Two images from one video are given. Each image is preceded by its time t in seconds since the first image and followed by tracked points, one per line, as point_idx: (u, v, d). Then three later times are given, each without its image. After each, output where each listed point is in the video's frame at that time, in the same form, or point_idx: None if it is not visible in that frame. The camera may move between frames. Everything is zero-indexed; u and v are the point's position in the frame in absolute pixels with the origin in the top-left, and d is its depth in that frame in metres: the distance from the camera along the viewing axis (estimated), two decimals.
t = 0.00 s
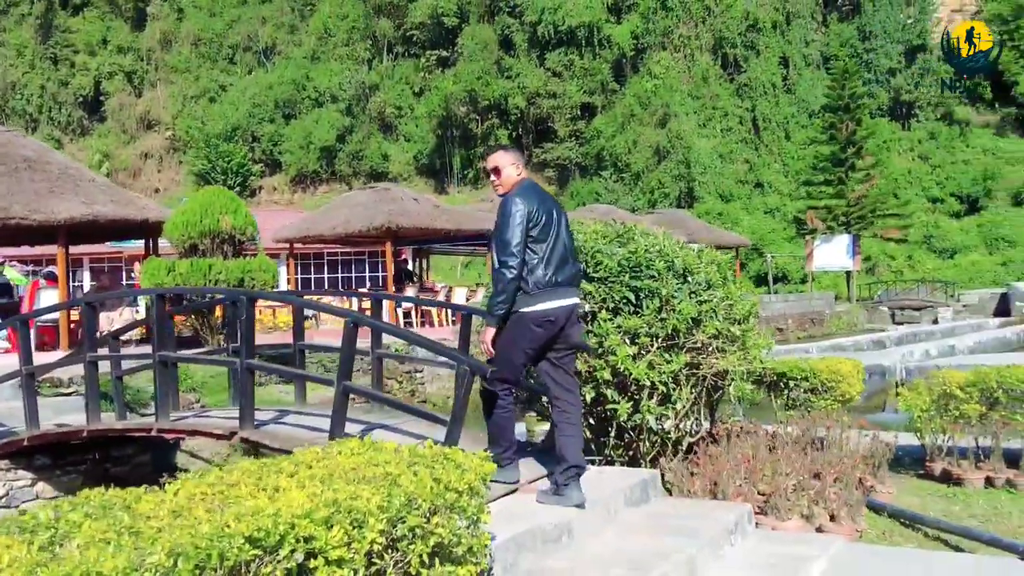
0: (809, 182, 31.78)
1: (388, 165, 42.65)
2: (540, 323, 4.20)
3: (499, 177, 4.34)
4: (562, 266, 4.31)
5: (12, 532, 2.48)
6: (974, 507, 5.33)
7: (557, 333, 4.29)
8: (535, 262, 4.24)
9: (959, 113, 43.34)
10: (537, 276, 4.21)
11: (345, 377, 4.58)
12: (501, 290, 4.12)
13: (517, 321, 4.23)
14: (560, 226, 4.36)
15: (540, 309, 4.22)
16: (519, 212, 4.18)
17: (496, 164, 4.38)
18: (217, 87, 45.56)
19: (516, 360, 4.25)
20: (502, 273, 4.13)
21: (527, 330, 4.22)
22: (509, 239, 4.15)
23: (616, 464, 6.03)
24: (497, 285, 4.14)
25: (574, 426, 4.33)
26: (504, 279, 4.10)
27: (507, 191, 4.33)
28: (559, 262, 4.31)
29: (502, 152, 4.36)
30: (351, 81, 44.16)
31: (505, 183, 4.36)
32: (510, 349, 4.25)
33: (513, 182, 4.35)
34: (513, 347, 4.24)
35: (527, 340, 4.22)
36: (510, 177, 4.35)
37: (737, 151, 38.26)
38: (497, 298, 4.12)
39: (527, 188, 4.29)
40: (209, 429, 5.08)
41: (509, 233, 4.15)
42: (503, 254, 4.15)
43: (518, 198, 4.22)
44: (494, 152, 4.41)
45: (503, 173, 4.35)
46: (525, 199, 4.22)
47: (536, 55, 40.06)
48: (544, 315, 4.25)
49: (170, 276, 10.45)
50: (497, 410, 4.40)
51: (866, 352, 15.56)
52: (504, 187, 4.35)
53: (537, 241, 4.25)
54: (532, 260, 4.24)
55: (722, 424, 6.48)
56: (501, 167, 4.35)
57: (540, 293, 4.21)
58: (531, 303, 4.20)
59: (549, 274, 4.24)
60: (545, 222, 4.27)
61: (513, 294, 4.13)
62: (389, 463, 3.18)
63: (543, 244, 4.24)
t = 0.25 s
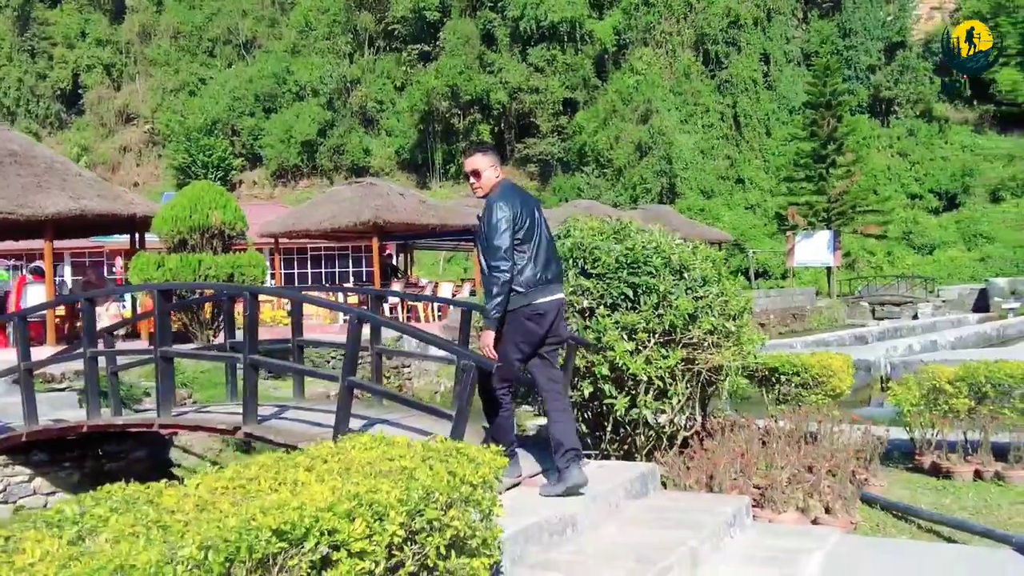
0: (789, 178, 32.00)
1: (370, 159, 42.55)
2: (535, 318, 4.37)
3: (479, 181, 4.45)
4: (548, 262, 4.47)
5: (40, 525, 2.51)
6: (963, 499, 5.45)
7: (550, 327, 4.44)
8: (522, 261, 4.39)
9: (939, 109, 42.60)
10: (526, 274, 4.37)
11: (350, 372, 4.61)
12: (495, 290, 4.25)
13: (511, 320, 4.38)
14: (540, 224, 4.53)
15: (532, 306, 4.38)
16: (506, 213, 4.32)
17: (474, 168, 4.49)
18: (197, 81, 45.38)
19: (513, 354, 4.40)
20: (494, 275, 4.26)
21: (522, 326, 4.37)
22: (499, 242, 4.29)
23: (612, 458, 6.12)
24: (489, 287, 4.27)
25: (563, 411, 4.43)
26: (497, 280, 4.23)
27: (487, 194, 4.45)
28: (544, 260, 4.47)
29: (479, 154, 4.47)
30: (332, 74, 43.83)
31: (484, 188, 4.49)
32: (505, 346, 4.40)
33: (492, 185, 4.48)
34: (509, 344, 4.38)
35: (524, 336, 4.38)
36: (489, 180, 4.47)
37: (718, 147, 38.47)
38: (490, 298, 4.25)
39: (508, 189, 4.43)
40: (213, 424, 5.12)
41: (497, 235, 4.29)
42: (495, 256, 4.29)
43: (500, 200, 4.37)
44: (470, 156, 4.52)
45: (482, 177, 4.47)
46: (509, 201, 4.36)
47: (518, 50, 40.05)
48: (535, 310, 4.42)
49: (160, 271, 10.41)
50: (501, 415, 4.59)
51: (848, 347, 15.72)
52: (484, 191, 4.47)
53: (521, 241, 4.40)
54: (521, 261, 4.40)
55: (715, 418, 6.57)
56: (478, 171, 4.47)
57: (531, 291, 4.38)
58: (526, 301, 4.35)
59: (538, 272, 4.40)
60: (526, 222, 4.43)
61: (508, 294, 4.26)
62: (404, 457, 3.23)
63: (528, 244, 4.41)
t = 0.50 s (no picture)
0: (765, 180, 32.23)
1: (346, 158, 42.39)
2: (522, 316, 4.66)
3: (465, 182, 4.66)
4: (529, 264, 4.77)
5: (62, 524, 2.57)
6: (941, 497, 5.62)
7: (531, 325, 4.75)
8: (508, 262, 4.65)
9: (911, 113, 43.95)
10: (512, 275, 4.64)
11: (347, 375, 4.69)
12: (485, 290, 4.50)
13: (498, 318, 4.64)
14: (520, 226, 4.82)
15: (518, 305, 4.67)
16: (494, 215, 4.57)
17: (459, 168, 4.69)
18: (171, 78, 45.10)
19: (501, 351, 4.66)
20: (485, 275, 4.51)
21: (510, 323, 4.64)
22: (489, 243, 4.56)
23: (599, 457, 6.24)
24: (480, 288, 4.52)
25: (534, 399, 4.80)
26: (489, 281, 4.49)
27: (472, 195, 4.67)
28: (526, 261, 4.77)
29: (464, 156, 4.67)
30: (308, 73, 43.44)
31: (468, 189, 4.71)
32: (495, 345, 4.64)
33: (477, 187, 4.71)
34: (498, 341, 4.63)
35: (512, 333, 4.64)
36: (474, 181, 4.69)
37: (693, 149, 38.75)
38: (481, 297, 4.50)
39: (493, 191, 4.67)
40: (210, 425, 5.18)
41: (487, 236, 4.55)
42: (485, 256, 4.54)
43: (487, 201, 4.61)
44: (454, 155, 4.72)
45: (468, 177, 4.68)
46: (496, 203, 4.62)
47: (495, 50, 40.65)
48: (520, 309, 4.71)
49: (144, 272, 10.40)
50: (495, 416, 4.76)
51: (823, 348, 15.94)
52: (469, 191, 4.69)
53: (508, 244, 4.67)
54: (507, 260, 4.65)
55: (700, 418, 6.71)
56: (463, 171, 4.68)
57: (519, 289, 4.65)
58: (513, 299, 4.63)
59: (523, 270, 4.68)
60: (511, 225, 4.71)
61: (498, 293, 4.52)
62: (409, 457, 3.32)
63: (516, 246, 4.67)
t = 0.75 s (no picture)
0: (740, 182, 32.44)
1: (321, 158, 42.15)
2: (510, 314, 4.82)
3: (455, 181, 4.81)
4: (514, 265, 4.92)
5: (64, 527, 2.55)
6: (923, 496, 5.71)
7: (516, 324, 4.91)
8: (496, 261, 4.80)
9: (883, 115, 44.39)
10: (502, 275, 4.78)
11: (338, 376, 4.70)
12: (476, 287, 4.65)
13: (486, 316, 4.77)
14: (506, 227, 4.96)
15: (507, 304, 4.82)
16: (485, 214, 4.72)
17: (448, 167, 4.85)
18: (144, 77, 44.85)
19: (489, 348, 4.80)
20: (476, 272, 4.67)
21: (497, 322, 4.78)
22: (481, 241, 4.69)
23: (586, 458, 6.28)
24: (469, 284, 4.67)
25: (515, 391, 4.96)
26: (481, 278, 4.64)
27: (462, 194, 4.82)
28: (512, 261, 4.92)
29: (454, 155, 4.83)
30: (283, 72, 43.39)
31: (457, 188, 4.87)
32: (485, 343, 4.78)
33: (466, 186, 4.86)
34: (488, 340, 4.78)
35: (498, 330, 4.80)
36: (463, 180, 4.85)
37: (668, 150, 38.91)
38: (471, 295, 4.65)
39: (482, 191, 4.82)
40: (198, 428, 5.16)
41: (478, 233, 4.69)
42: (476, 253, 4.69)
43: (477, 201, 4.74)
44: (444, 154, 4.88)
45: (458, 176, 4.84)
46: (487, 202, 4.77)
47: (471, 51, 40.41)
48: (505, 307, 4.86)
49: (122, 274, 10.31)
50: (489, 415, 4.83)
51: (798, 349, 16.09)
52: (458, 189, 4.85)
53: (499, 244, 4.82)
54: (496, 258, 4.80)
55: (686, 418, 6.74)
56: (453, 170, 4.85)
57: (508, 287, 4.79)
58: (502, 297, 4.77)
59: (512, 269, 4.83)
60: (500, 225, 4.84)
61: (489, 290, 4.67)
62: (408, 458, 3.33)
63: (509, 241, 4.78)
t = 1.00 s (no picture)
0: (717, 178, 32.58)
1: (296, 151, 41.78)
2: (492, 305, 4.75)
3: (443, 168, 4.79)
4: (499, 255, 4.83)
5: (66, 519, 2.48)
6: (912, 488, 5.76)
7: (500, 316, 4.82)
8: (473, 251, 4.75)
9: (857, 113, 44.65)
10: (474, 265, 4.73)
11: (331, 367, 4.65)
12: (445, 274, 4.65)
13: (464, 305, 4.75)
14: (496, 216, 4.86)
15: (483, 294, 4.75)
16: (465, 203, 4.68)
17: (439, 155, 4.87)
18: (117, 68, 44.34)
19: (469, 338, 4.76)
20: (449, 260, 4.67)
21: (475, 312, 4.73)
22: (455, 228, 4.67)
23: (576, 450, 6.26)
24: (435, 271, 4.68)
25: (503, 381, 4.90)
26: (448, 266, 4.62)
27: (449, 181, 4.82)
28: (496, 252, 4.82)
29: (444, 142, 4.83)
30: (257, 65, 43.14)
31: (448, 175, 4.86)
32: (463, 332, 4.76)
33: (456, 173, 4.84)
34: (462, 330, 4.75)
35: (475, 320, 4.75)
36: (453, 167, 4.83)
37: (645, 146, 39.27)
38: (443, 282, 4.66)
39: (471, 178, 4.77)
40: (187, 419, 5.08)
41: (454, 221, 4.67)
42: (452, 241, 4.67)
43: (459, 189, 4.72)
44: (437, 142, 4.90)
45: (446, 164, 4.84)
46: (470, 190, 4.73)
47: (448, 45, 39.71)
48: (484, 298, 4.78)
49: (101, 265, 10.15)
50: (482, 407, 4.79)
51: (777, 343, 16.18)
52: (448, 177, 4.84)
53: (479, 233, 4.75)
54: (476, 246, 4.76)
55: (675, 410, 6.74)
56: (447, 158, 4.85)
57: (487, 277, 4.74)
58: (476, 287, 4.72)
59: (492, 259, 4.77)
60: (482, 215, 4.76)
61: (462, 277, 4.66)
62: (411, 450, 3.30)
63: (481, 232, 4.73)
